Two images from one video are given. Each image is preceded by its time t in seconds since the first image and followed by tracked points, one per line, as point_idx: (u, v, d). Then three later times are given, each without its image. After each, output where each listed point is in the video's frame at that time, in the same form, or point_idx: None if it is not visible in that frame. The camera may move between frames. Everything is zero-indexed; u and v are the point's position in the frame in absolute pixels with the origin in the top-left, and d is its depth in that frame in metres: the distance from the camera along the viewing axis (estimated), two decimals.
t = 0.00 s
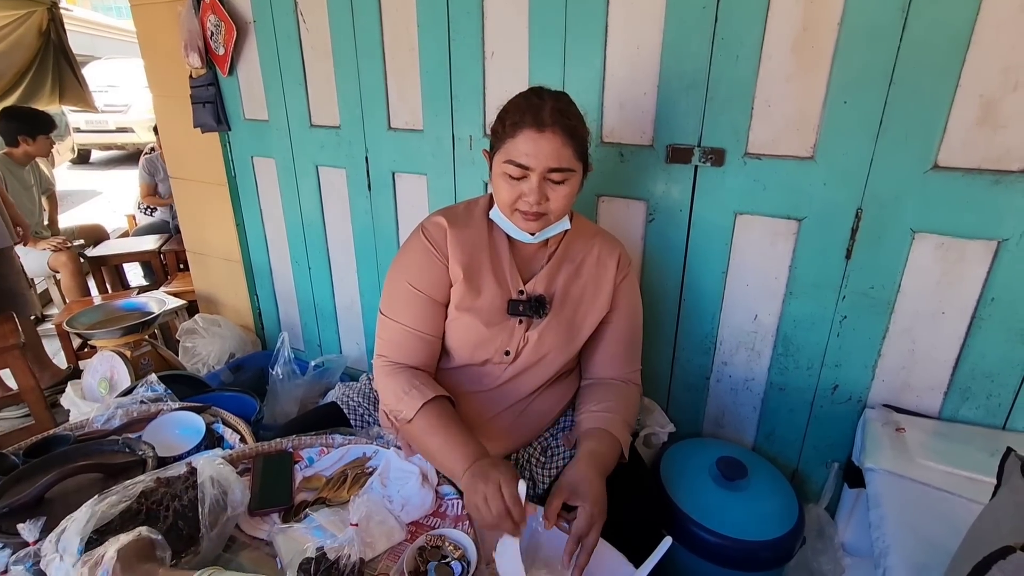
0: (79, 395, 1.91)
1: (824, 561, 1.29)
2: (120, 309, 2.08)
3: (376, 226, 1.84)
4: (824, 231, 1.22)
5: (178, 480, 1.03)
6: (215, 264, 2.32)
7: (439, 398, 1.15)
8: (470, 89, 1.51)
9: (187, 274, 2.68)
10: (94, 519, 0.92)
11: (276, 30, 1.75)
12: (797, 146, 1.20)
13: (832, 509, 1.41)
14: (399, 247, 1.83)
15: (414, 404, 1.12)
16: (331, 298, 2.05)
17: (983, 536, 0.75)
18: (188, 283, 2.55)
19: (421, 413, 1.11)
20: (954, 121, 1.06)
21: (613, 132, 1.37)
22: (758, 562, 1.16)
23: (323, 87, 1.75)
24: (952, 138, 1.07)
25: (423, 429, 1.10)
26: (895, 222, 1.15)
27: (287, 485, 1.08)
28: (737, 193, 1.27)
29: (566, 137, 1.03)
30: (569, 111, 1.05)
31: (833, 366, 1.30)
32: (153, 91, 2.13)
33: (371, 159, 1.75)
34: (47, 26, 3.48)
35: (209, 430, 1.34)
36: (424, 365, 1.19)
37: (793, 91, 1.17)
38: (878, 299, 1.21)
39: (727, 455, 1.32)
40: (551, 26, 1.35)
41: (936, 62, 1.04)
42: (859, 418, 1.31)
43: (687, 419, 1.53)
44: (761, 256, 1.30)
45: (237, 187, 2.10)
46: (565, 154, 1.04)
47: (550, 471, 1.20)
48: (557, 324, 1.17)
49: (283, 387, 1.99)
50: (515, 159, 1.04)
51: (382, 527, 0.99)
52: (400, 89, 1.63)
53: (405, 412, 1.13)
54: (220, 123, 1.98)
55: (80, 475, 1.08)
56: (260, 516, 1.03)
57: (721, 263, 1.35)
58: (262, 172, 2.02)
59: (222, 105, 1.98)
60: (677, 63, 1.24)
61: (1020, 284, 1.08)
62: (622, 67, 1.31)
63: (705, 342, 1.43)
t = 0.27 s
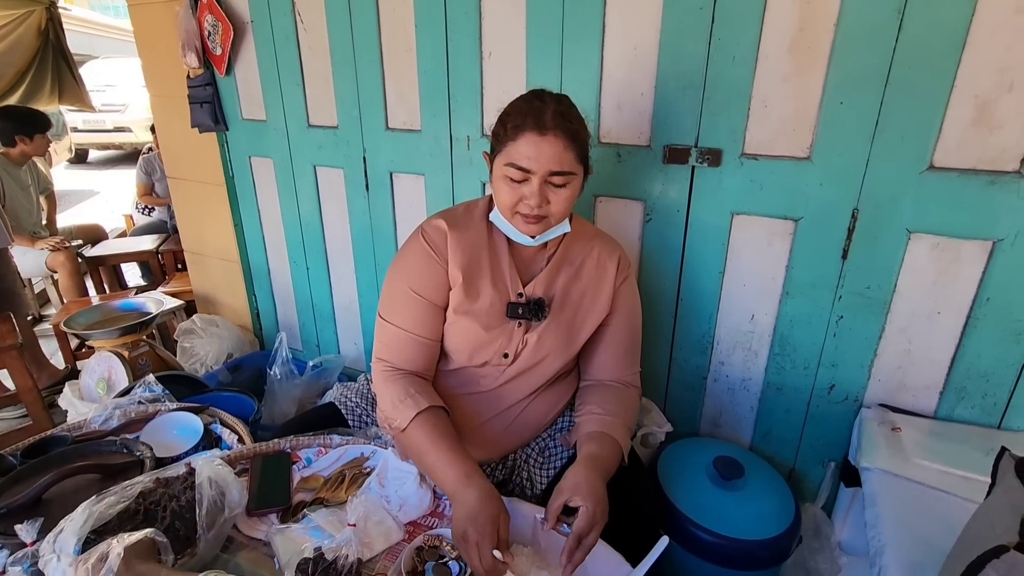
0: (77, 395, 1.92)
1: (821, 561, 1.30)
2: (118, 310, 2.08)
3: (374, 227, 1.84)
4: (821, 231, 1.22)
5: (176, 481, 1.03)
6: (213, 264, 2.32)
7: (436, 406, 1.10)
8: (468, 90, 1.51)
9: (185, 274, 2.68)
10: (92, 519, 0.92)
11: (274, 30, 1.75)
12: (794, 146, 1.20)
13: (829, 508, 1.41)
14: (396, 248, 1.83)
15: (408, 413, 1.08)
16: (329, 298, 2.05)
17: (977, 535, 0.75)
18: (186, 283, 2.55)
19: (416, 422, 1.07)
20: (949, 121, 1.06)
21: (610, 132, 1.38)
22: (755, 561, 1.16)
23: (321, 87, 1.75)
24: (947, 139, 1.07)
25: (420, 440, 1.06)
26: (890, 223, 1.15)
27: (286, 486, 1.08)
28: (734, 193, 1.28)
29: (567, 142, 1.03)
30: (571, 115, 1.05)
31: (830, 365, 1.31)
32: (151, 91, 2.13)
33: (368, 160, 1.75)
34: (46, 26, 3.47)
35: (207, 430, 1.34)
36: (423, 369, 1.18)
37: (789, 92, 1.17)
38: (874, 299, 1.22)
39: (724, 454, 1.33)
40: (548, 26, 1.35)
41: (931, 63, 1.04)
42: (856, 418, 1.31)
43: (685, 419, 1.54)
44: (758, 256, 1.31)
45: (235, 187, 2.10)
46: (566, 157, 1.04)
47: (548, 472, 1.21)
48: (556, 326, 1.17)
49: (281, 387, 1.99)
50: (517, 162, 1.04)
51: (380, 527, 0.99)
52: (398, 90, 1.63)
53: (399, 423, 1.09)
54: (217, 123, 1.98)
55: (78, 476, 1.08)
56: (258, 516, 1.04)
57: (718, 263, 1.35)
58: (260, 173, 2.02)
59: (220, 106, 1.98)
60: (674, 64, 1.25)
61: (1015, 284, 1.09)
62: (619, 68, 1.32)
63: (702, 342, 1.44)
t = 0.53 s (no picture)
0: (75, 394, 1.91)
1: (819, 559, 1.32)
2: (115, 309, 2.08)
3: (372, 225, 1.83)
4: (819, 230, 1.22)
5: (172, 480, 1.02)
6: (211, 263, 2.31)
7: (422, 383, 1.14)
8: (466, 88, 1.51)
9: (184, 273, 2.68)
10: (88, 519, 0.91)
11: (271, 28, 1.75)
12: (792, 145, 1.20)
13: (827, 507, 1.41)
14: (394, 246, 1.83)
15: (394, 391, 1.12)
16: (327, 297, 2.05)
17: (975, 533, 0.75)
18: (184, 283, 2.55)
19: (402, 397, 1.11)
20: (947, 120, 1.06)
21: (608, 130, 1.37)
22: (753, 559, 1.16)
23: (318, 86, 1.75)
24: (945, 137, 1.07)
25: (405, 412, 1.10)
26: (889, 221, 1.15)
27: (283, 485, 1.08)
28: (732, 191, 1.28)
29: (563, 139, 1.03)
30: (568, 112, 1.05)
31: (828, 364, 1.31)
32: (148, 90, 2.12)
33: (366, 158, 1.75)
34: (45, 25, 3.46)
35: (204, 429, 1.34)
36: (418, 363, 1.19)
37: (787, 91, 1.17)
38: (872, 297, 1.22)
39: (721, 453, 1.33)
40: (546, 24, 1.35)
41: (930, 62, 1.04)
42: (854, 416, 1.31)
43: (683, 418, 1.54)
44: (756, 255, 1.31)
45: (233, 186, 2.09)
46: (563, 155, 1.03)
47: (545, 470, 1.19)
48: (553, 323, 1.17)
49: (279, 386, 1.99)
50: (513, 159, 1.04)
51: (378, 526, 0.99)
52: (395, 88, 1.62)
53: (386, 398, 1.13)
54: (215, 121, 1.98)
55: (74, 475, 1.08)
56: (256, 515, 1.03)
57: (716, 262, 1.35)
58: (258, 171, 2.02)
59: (218, 104, 1.97)
60: (673, 62, 1.25)
61: (1013, 282, 1.09)
62: (618, 66, 1.31)
63: (701, 340, 1.44)
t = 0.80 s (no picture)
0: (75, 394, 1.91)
1: (819, 559, 1.32)
2: (115, 309, 2.08)
3: (373, 225, 1.83)
4: (819, 230, 1.22)
5: (173, 479, 1.02)
6: (211, 263, 2.31)
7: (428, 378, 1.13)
8: (466, 88, 1.51)
9: (183, 273, 2.68)
10: (91, 518, 0.91)
11: (271, 28, 1.75)
12: (792, 145, 1.20)
13: (827, 506, 1.41)
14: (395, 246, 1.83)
15: (408, 384, 1.11)
16: (327, 296, 2.05)
17: (974, 532, 0.76)
18: (184, 282, 2.55)
19: (416, 392, 1.10)
20: (947, 120, 1.07)
21: (608, 130, 1.38)
22: (753, 559, 1.16)
23: (319, 86, 1.75)
24: (945, 137, 1.08)
25: (419, 409, 1.10)
26: (888, 221, 1.15)
27: (283, 484, 1.08)
28: (732, 191, 1.28)
29: (560, 137, 1.03)
30: (564, 110, 1.05)
31: (828, 364, 1.31)
32: (148, 90, 2.12)
33: (367, 158, 1.75)
34: (46, 25, 3.45)
35: (205, 429, 1.34)
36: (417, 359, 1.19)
37: (787, 90, 1.17)
38: (872, 297, 1.22)
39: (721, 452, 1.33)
40: (546, 24, 1.35)
41: (929, 62, 1.04)
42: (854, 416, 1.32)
43: (683, 417, 1.54)
44: (756, 255, 1.31)
45: (233, 186, 2.09)
46: (560, 153, 1.03)
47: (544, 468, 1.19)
48: (552, 321, 1.17)
49: (279, 385, 1.99)
50: (511, 158, 1.04)
51: (378, 525, 0.99)
52: (395, 88, 1.63)
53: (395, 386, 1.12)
54: (215, 121, 1.98)
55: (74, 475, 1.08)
56: (257, 514, 1.04)
57: (716, 261, 1.35)
58: (258, 171, 2.02)
59: (217, 104, 1.97)
60: (673, 62, 1.25)
61: (1013, 282, 1.09)
62: (618, 66, 1.32)
63: (701, 340, 1.44)
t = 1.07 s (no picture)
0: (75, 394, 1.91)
1: (819, 559, 1.32)
2: (116, 309, 2.08)
3: (374, 225, 1.84)
4: (820, 230, 1.22)
5: (179, 480, 1.02)
6: (211, 263, 2.32)
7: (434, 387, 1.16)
8: (467, 89, 1.51)
9: (184, 273, 2.68)
10: (94, 518, 0.92)
11: (273, 28, 1.75)
12: (793, 145, 1.20)
13: (828, 506, 1.42)
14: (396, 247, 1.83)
15: (409, 395, 1.13)
16: (328, 296, 2.05)
17: (975, 532, 0.76)
18: (184, 282, 2.55)
19: (417, 402, 1.13)
20: (948, 120, 1.07)
21: (609, 130, 1.38)
22: (754, 559, 1.16)
23: (320, 86, 1.75)
24: (946, 138, 1.08)
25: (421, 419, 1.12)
26: (890, 221, 1.15)
27: (285, 484, 1.08)
28: (734, 191, 1.28)
29: (565, 137, 1.03)
30: (570, 111, 1.05)
31: (829, 364, 1.31)
32: (149, 90, 2.12)
33: (368, 158, 1.75)
34: (46, 25, 3.46)
35: (207, 429, 1.34)
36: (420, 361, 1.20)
37: (789, 91, 1.17)
38: (873, 297, 1.22)
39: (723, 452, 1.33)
40: (548, 24, 1.35)
41: (930, 62, 1.04)
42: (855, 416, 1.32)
43: (684, 418, 1.54)
44: (757, 255, 1.31)
45: (234, 186, 2.09)
46: (564, 153, 1.04)
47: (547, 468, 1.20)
48: (555, 321, 1.17)
49: (280, 385, 1.99)
50: (516, 158, 1.04)
51: (380, 525, 0.99)
52: (396, 88, 1.63)
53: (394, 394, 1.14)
54: (216, 121, 1.98)
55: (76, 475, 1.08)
56: (259, 513, 1.03)
57: (717, 262, 1.35)
58: (259, 172, 2.02)
59: (218, 104, 1.97)
60: (674, 62, 1.25)
61: (1014, 282, 1.09)
62: (619, 67, 1.32)
63: (702, 340, 1.44)
